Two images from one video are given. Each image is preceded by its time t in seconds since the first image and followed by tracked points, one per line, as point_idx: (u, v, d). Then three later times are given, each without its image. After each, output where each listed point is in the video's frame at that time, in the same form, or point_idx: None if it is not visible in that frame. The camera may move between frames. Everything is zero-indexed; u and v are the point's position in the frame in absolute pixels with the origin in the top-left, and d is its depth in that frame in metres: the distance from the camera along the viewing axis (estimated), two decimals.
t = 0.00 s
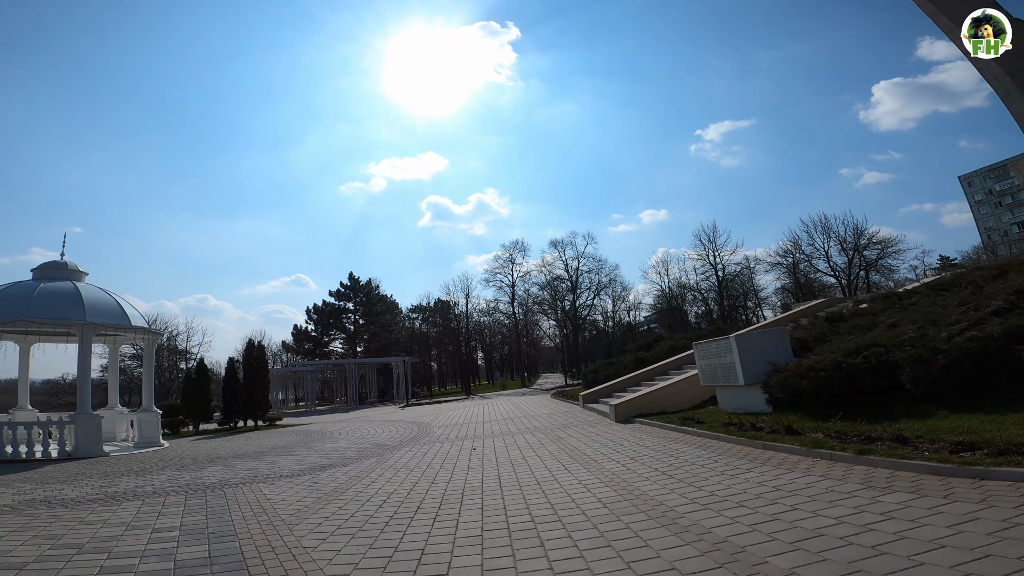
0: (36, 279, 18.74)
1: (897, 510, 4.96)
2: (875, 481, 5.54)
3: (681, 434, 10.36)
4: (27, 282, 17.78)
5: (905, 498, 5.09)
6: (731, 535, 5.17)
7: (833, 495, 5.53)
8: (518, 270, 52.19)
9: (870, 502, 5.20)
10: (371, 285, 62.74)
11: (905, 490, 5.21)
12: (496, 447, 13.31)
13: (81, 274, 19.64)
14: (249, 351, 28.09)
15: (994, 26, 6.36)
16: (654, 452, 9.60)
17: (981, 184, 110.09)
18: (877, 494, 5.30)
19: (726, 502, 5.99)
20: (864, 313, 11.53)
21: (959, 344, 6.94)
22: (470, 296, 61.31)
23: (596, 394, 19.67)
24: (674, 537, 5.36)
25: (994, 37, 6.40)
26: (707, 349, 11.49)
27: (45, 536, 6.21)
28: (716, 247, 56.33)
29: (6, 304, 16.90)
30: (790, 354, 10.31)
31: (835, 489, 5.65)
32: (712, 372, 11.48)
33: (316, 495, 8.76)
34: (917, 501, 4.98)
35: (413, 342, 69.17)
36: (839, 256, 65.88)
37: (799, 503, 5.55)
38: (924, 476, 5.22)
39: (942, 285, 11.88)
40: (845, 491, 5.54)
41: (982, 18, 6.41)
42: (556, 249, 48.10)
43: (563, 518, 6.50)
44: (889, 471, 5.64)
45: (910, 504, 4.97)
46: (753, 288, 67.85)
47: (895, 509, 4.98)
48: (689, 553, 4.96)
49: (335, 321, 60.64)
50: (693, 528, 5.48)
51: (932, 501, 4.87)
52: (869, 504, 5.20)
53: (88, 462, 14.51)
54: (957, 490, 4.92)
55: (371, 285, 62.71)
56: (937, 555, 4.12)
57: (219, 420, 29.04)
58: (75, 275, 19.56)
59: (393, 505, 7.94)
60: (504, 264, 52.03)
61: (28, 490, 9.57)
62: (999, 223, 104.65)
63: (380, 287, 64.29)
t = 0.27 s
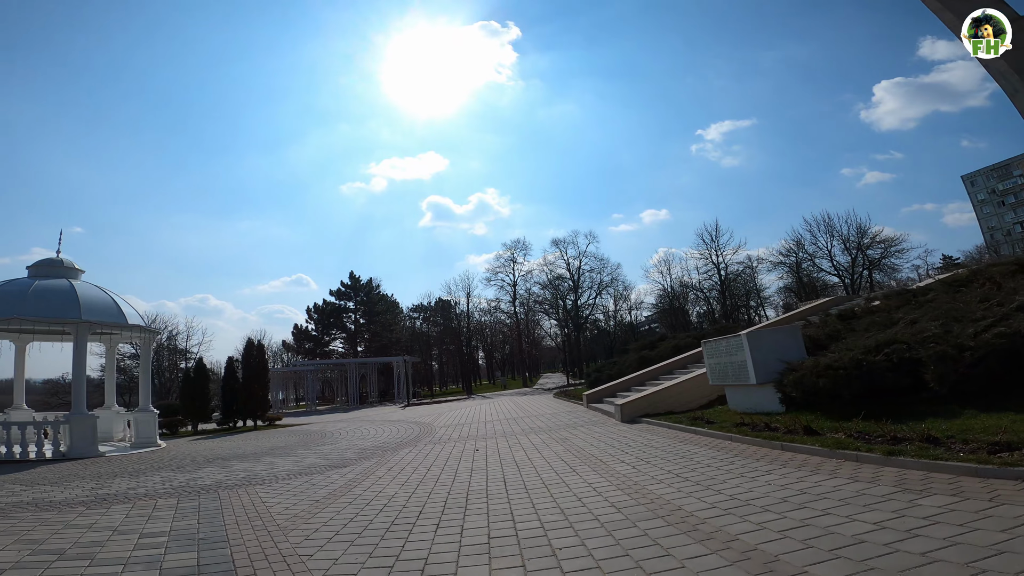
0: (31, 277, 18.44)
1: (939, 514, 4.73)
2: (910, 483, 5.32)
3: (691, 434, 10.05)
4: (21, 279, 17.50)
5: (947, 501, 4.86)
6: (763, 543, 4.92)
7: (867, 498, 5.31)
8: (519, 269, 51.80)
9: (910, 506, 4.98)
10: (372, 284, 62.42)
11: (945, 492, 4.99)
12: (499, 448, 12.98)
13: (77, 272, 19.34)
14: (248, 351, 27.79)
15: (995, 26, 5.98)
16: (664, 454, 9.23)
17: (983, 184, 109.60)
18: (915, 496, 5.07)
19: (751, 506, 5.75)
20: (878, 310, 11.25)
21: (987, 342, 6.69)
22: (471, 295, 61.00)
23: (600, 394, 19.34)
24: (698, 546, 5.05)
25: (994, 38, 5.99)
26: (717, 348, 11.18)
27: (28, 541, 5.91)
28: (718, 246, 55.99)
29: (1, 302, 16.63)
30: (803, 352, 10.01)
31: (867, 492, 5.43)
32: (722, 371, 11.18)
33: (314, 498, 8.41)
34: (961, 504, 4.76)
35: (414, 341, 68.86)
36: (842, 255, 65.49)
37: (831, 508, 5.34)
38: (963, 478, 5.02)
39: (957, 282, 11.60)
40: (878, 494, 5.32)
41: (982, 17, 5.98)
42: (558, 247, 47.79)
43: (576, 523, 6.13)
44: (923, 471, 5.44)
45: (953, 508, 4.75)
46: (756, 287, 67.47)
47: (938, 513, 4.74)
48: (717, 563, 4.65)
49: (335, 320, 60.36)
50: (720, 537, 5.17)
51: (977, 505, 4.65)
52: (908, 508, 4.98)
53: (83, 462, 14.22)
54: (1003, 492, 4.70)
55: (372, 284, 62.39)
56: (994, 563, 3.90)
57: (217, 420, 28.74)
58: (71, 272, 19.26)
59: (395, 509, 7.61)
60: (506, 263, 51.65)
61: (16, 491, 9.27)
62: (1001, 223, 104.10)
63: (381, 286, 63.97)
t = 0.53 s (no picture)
0: (20, 274, 18.04)
1: (986, 520, 4.64)
2: (946, 486, 5.23)
3: (698, 435, 9.70)
4: (10, 276, 17.10)
5: (991, 506, 4.78)
6: (801, 556, 4.80)
7: (905, 504, 5.25)
8: (517, 268, 51.37)
9: (953, 512, 4.90)
10: (369, 283, 61.96)
11: (986, 496, 4.89)
12: (497, 449, 12.61)
13: (67, 269, 18.93)
14: (242, 350, 27.38)
15: (995, 26, 6.16)
16: (672, 454, 8.91)
17: (982, 184, 109.37)
18: (957, 502, 4.99)
19: (780, 519, 5.69)
20: (890, 307, 10.98)
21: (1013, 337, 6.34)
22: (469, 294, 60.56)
23: (600, 394, 18.99)
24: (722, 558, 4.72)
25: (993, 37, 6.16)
26: (723, 345, 10.83)
27: None
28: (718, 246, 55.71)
29: None
30: (814, 350, 9.66)
31: (902, 497, 5.36)
32: (728, 369, 10.81)
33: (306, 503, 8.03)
34: (1006, 509, 4.67)
35: (411, 341, 68.40)
36: (842, 255, 65.30)
37: (866, 515, 5.29)
38: (1002, 480, 4.90)
39: (970, 278, 11.34)
40: (914, 499, 5.26)
41: (982, 18, 6.17)
42: (557, 247, 47.44)
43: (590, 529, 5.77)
44: (957, 474, 5.29)
45: (1000, 513, 4.67)
46: (755, 287, 67.18)
47: (985, 519, 4.65)
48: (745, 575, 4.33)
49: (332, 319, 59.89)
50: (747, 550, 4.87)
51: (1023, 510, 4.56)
52: (951, 514, 4.90)
53: (70, 463, 13.84)
54: None
55: (369, 283, 61.93)
56: None
57: (211, 420, 28.31)
58: (61, 269, 18.86)
59: (391, 514, 7.27)
60: (504, 263, 51.23)
61: None
62: (1000, 223, 103.85)
63: (378, 285, 63.52)
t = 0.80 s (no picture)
0: (3, 271, 17.58)
1: None
2: (974, 493, 4.89)
3: (701, 437, 9.42)
4: None
5: None
6: (821, 567, 4.38)
7: (934, 513, 4.85)
8: (513, 267, 51.05)
9: (989, 520, 4.48)
10: (364, 281, 61.52)
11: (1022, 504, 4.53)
12: (492, 451, 12.28)
13: (52, 266, 18.48)
14: (234, 349, 26.97)
15: (995, 26, 6.09)
16: (675, 458, 8.58)
17: (976, 184, 109.81)
18: (991, 510, 4.59)
19: (794, 525, 5.28)
20: (896, 307, 10.73)
21: None
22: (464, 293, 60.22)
23: (598, 394, 18.70)
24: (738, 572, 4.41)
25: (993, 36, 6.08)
26: (725, 345, 10.55)
27: None
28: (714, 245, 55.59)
29: None
30: (820, 350, 9.40)
31: (930, 505, 4.98)
32: (730, 370, 10.56)
33: (296, 509, 7.67)
34: None
35: (406, 340, 67.98)
36: (838, 254, 65.31)
37: (892, 525, 4.87)
38: None
39: (976, 277, 11.12)
40: (943, 507, 4.87)
41: (983, 18, 6.10)
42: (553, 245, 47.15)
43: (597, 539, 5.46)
44: (984, 480, 4.98)
45: None
46: (751, 286, 67.13)
47: None
48: None
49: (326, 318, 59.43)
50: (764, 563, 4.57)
51: None
52: (987, 522, 4.50)
53: (53, 465, 13.45)
54: None
55: (364, 281, 61.48)
56: None
57: (202, 420, 27.88)
58: (46, 266, 18.41)
59: (381, 522, 6.90)
60: (500, 261, 50.88)
61: None
62: (994, 222, 104.26)
63: (373, 284, 63.08)
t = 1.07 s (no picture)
0: None
1: None
2: (1017, 493, 4.69)
3: (711, 436, 9.15)
4: None
5: None
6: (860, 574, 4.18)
7: (976, 513, 4.67)
8: (513, 266, 50.65)
9: None
10: (363, 280, 61.16)
11: None
12: (493, 450, 12.00)
13: (44, 263, 18.12)
14: (231, 347, 26.68)
15: (994, 27, 6.14)
16: (684, 456, 8.32)
17: (976, 183, 109.49)
18: None
19: (829, 529, 5.13)
20: (909, 303, 10.47)
21: None
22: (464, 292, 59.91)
23: (601, 393, 18.41)
24: None
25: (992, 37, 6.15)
26: (734, 342, 10.25)
27: None
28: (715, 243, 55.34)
29: None
30: (833, 347, 9.13)
31: (971, 505, 4.81)
32: (740, 367, 10.28)
33: (297, 512, 7.38)
34: None
35: (405, 339, 67.63)
36: (838, 253, 65.06)
37: (934, 527, 4.71)
38: None
39: (991, 272, 10.87)
40: (986, 507, 4.70)
41: (982, 18, 6.15)
42: (553, 244, 46.81)
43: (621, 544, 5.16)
44: None
45: None
46: (751, 285, 66.86)
47: None
48: None
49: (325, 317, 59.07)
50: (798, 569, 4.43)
51: None
52: None
53: (45, 466, 13.15)
54: None
55: (362, 280, 61.13)
56: None
57: (199, 420, 27.53)
58: (38, 263, 18.05)
59: (382, 524, 6.64)
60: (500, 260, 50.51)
61: None
62: (994, 222, 103.99)
63: (372, 283, 62.74)
